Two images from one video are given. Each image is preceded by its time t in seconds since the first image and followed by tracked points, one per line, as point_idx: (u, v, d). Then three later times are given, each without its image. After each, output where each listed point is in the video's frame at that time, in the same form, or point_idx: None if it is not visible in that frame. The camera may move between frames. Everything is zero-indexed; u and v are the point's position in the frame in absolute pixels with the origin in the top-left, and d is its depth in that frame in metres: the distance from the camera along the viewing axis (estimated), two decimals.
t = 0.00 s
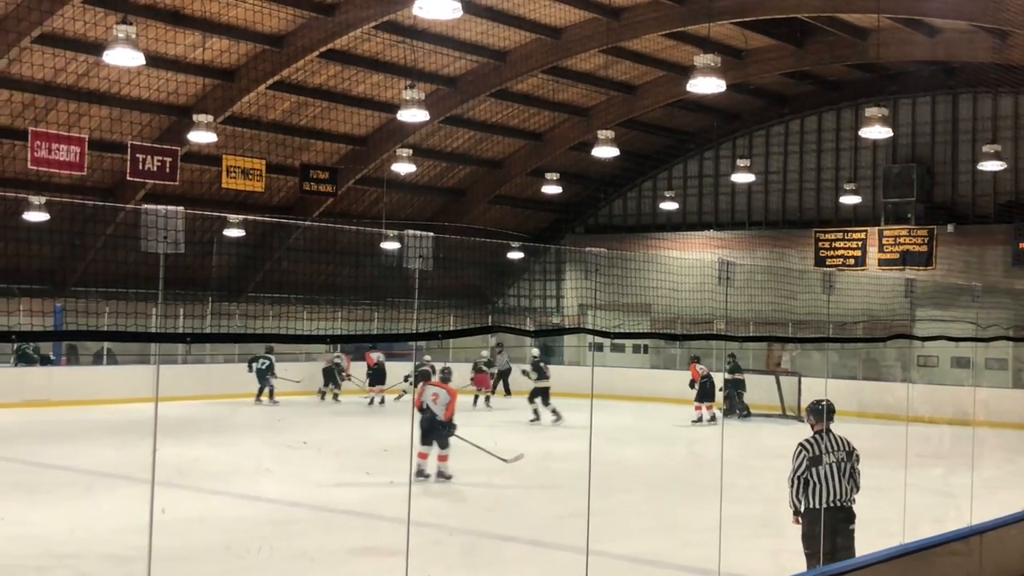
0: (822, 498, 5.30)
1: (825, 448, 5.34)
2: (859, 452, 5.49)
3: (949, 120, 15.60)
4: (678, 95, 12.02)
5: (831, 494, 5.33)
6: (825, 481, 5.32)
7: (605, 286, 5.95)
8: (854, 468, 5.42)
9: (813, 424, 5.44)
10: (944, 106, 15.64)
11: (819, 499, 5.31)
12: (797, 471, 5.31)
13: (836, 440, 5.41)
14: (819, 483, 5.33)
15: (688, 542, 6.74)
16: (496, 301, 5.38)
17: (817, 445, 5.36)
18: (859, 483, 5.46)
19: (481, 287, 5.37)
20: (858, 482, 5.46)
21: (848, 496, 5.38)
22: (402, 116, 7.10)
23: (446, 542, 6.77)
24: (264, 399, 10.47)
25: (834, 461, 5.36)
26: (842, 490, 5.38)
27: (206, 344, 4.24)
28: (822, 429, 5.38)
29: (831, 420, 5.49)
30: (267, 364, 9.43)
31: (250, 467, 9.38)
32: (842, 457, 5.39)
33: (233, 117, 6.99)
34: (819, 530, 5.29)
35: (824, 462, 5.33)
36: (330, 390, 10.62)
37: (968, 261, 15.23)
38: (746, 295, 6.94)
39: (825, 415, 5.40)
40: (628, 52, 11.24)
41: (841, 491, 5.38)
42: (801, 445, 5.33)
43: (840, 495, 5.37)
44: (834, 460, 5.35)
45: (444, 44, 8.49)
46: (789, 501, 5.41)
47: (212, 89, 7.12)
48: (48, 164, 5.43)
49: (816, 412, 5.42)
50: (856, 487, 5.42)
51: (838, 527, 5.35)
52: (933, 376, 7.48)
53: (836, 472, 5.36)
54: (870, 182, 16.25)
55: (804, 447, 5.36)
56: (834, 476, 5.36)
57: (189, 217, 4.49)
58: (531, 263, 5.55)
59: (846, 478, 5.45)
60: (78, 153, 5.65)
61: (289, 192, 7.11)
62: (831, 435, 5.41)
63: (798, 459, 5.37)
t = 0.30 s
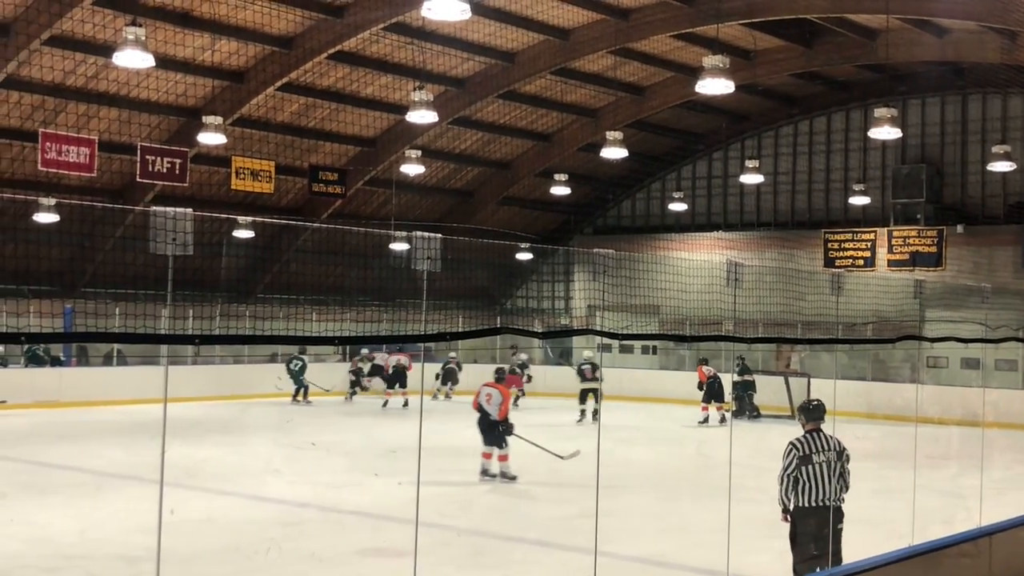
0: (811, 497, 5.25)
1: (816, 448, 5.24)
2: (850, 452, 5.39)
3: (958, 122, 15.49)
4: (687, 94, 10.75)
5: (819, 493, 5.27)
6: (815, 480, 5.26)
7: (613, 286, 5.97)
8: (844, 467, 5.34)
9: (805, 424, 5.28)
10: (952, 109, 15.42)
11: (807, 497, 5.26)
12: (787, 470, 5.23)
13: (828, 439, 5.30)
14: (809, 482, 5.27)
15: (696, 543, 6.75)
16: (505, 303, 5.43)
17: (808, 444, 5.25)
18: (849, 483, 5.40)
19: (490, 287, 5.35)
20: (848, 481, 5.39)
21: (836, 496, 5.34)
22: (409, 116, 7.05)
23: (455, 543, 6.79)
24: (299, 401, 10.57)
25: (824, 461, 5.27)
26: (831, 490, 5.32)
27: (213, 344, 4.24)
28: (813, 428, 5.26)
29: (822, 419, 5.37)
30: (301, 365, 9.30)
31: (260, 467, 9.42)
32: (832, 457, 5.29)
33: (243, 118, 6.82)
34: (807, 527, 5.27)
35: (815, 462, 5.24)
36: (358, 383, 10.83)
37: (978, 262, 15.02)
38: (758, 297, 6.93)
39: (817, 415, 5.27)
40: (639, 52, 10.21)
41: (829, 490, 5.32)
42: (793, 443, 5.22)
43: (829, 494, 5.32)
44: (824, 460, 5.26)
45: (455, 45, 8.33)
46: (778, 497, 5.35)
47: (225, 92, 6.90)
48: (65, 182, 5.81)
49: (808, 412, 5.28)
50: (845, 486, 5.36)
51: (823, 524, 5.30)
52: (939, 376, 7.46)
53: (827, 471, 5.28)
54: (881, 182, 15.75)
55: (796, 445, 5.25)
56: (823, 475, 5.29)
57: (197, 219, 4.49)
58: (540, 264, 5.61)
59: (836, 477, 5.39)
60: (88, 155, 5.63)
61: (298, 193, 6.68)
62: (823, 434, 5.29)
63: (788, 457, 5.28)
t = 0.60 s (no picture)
0: (800, 496, 5.18)
1: (805, 446, 5.15)
2: (840, 451, 5.28)
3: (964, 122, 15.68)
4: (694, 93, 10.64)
5: (807, 492, 5.19)
6: (803, 478, 5.18)
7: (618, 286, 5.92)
8: (833, 466, 5.23)
9: (795, 422, 5.20)
10: (957, 109, 15.32)
11: (795, 496, 5.20)
12: (775, 468, 5.18)
13: (818, 437, 5.20)
14: (797, 481, 5.20)
15: (702, 543, 6.74)
16: (509, 303, 5.67)
17: (797, 443, 5.17)
18: (838, 481, 5.30)
19: (496, 288, 5.61)
20: (838, 480, 5.30)
21: (826, 495, 5.24)
22: (416, 117, 7.03)
23: (461, 543, 6.78)
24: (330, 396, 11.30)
25: (814, 460, 5.16)
26: (820, 490, 5.23)
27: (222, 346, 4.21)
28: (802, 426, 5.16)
29: (812, 417, 5.25)
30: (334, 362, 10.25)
31: (266, 467, 9.44)
32: (821, 456, 5.18)
33: (249, 118, 6.67)
34: (794, 523, 5.23)
35: (804, 461, 5.15)
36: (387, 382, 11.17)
37: (984, 261, 14.90)
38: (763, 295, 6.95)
39: (809, 414, 5.18)
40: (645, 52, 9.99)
41: (819, 489, 5.24)
42: (781, 441, 5.16)
43: (819, 494, 5.24)
44: (814, 459, 5.16)
45: (461, 45, 8.41)
46: (769, 495, 5.31)
47: (231, 91, 6.86)
48: (71, 181, 5.69)
49: (799, 411, 5.19)
50: (833, 485, 5.26)
51: (810, 521, 5.25)
52: (947, 377, 7.51)
53: (815, 470, 5.18)
54: (887, 184, 15.84)
55: (784, 443, 5.18)
56: (812, 474, 5.19)
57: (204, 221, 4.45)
58: (545, 264, 5.55)
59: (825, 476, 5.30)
60: (93, 155, 5.52)
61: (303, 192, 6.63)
62: (813, 432, 5.20)
63: (777, 455, 5.22)
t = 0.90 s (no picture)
0: (792, 495, 5.18)
1: (797, 445, 5.13)
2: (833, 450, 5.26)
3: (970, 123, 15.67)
4: (697, 92, 10.48)
5: (798, 490, 5.19)
6: (795, 476, 5.18)
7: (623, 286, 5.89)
8: (825, 465, 5.21)
9: (788, 420, 5.19)
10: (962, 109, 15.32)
11: (787, 494, 5.21)
12: (767, 467, 5.18)
13: (809, 436, 5.18)
14: (790, 479, 5.19)
15: (707, 543, 6.73)
16: (515, 303, 5.50)
17: (788, 441, 5.15)
18: (831, 480, 5.28)
19: (501, 288, 5.42)
20: (832, 479, 5.29)
21: (819, 493, 5.24)
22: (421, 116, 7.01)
23: (466, 542, 6.78)
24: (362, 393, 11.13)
25: (806, 458, 5.15)
26: (812, 489, 5.23)
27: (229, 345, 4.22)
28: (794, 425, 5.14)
29: (804, 417, 5.21)
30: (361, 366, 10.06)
31: (271, 467, 9.45)
32: (812, 455, 5.16)
33: (253, 117, 6.90)
34: (786, 521, 5.23)
35: (794, 460, 5.14)
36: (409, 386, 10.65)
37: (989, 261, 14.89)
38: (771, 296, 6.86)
39: (800, 413, 5.16)
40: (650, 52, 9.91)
41: (811, 488, 5.23)
42: (773, 439, 5.15)
43: (811, 493, 5.23)
44: (805, 458, 5.15)
45: (467, 45, 8.44)
46: (763, 493, 5.32)
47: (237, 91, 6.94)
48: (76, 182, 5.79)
49: (793, 409, 5.17)
50: (826, 484, 5.25)
51: (806, 520, 5.26)
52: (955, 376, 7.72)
53: (806, 469, 5.17)
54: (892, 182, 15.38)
55: (776, 442, 5.17)
56: (804, 472, 5.18)
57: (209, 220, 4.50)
58: (549, 263, 5.61)
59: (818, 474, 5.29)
60: (99, 155, 5.80)
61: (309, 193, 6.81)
62: (805, 431, 5.18)
63: (769, 453, 5.22)
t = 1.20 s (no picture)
0: (787, 495, 5.16)
1: (792, 445, 5.11)
2: (829, 450, 5.24)
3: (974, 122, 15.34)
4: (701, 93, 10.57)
5: (794, 490, 5.17)
6: (790, 476, 5.16)
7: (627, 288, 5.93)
8: (821, 465, 5.20)
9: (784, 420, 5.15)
10: (966, 109, 15.27)
11: (784, 494, 5.18)
12: (762, 467, 5.17)
13: (805, 435, 5.17)
14: (786, 480, 5.17)
15: (710, 544, 6.73)
16: (517, 303, 5.52)
17: (783, 441, 5.13)
18: (829, 480, 5.25)
19: (504, 289, 5.47)
20: (829, 480, 5.26)
21: (814, 494, 5.22)
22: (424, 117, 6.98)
23: (469, 543, 6.78)
24: (380, 394, 10.61)
25: (800, 457, 5.14)
26: (809, 489, 5.20)
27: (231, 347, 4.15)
28: (791, 425, 5.12)
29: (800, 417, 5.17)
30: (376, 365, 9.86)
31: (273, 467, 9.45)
32: (807, 454, 5.16)
33: (257, 117, 6.56)
34: (786, 523, 5.22)
35: (789, 459, 5.13)
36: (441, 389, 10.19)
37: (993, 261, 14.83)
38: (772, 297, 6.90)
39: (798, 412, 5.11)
40: (651, 52, 10.43)
41: (807, 488, 5.21)
42: (768, 439, 5.14)
43: (808, 494, 5.21)
44: (799, 457, 5.15)
45: (469, 46, 8.52)
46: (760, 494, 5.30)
47: (239, 92, 6.79)
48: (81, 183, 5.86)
49: (789, 408, 5.11)
50: (822, 484, 5.23)
51: (807, 520, 5.25)
52: (959, 376, 7.80)
53: (801, 468, 5.16)
54: (895, 182, 15.47)
55: (771, 441, 5.16)
56: (800, 472, 5.16)
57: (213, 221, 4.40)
58: (552, 264, 5.60)
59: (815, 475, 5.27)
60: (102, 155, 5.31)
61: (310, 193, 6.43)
62: (801, 431, 5.15)
63: (764, 452, 5.22)
